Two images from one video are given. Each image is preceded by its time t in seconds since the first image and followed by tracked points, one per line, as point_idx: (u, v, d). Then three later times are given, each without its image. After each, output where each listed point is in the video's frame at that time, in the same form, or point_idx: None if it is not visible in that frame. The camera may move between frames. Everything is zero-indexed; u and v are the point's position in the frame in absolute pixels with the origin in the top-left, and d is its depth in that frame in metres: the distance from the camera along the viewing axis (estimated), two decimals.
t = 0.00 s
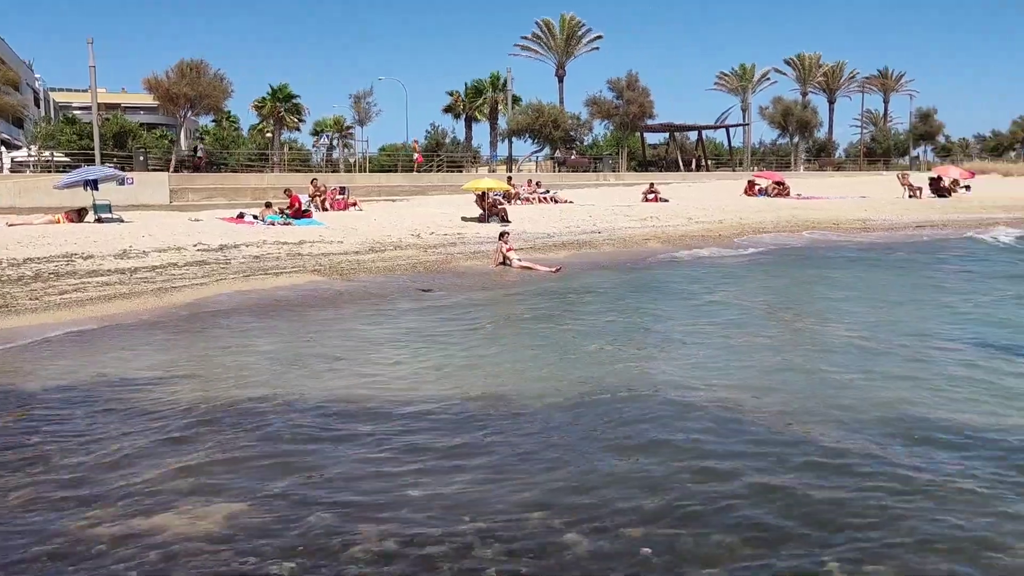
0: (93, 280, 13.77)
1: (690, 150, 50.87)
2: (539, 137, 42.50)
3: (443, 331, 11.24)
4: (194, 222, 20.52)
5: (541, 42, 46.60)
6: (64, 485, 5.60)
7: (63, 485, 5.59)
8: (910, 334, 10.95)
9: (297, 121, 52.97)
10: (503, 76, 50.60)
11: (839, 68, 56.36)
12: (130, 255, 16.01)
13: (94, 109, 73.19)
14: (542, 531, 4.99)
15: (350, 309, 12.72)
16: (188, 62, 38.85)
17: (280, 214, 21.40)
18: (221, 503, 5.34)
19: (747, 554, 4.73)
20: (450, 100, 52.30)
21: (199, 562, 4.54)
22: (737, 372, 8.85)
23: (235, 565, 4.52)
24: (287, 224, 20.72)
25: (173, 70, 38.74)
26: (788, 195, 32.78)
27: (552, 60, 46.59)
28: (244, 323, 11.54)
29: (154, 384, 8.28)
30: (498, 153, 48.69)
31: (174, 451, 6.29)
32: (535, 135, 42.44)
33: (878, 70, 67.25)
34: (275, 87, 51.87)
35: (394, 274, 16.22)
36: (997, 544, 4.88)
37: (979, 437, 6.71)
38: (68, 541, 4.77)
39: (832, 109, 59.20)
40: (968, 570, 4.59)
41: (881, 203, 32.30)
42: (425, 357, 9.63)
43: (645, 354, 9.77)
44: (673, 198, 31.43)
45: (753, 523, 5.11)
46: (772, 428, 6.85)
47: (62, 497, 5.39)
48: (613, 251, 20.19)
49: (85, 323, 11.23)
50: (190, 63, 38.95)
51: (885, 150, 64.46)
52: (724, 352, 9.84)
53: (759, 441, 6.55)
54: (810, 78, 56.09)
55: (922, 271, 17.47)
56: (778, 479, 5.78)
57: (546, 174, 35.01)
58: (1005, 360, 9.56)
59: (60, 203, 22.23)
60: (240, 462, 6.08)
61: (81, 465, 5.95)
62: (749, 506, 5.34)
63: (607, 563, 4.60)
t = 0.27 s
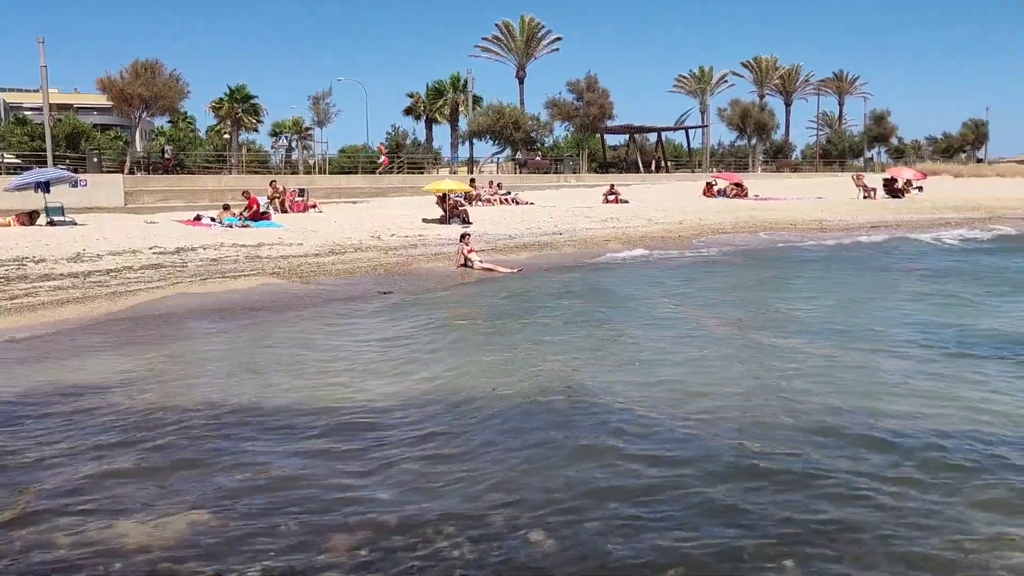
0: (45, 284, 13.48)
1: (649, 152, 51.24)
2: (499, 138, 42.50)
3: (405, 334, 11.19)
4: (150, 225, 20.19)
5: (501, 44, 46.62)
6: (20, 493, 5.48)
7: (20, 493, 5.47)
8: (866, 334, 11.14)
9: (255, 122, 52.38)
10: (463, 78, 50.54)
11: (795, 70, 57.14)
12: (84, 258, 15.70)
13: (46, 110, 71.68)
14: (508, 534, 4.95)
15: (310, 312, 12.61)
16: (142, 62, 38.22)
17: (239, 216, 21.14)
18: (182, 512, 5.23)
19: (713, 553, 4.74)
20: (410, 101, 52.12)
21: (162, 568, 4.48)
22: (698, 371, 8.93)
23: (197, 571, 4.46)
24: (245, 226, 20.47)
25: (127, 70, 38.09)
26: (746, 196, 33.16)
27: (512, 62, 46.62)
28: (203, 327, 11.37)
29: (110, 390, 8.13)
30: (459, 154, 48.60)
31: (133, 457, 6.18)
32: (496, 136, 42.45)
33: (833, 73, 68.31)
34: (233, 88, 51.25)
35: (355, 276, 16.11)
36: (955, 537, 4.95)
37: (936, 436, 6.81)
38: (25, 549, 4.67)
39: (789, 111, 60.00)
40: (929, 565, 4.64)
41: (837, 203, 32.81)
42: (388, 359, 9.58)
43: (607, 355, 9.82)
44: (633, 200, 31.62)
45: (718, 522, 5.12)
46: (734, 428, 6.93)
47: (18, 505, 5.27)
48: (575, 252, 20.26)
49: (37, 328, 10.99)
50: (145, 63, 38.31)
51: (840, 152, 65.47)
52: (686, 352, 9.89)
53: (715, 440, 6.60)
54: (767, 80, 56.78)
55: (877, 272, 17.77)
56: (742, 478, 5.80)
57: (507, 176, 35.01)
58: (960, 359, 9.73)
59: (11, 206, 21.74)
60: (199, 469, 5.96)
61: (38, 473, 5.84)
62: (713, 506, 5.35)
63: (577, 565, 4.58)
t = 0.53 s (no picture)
0: None
1: (609, 154, 51.51)
2: (460, 140, 42.43)
3: (366, 336, 11.12)
4: (104, 227, 19.83)
5: (461, 46, 46.55)
6: None
7: None
8: (822, 333, 11.31)
9: (212, 123, 51.71)
10: (423, 79, 50.40)
11: (752, 73, 57.85)
12: (36, 262, 15.37)
13: None
14: (472, 539, 4.90)
15: (269, 315, 12.48)
16: (95, 62, 37.50)
17: (195, 219, 20.83)
18: (138, 522, 5.09)
19: (679, 554, 4.73)
20: (370, 103, 51.85)
21: None
22: (659, 371, 9.00)
23: None
24: (202, 229, 20.19)
25: (79, 71, 37.35)
26: (705, 198, 33.47)
27: (472, 64, 46.57)
28: (160, 332, 11.19)
29: (65, 396, 7.97)
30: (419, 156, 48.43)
31: (90, 463, 6.07)
32: (456, 138, 42.39)
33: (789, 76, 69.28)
34: (189, 89, 50.53)
35: (315, 279, 15.96)
36: (915, 534, 5.00)
37: (894, 434, 6.90)
38: None
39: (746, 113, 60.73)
40: (881, 557, 4.74)
41: (794, 205, 33.25)
42: (349, 362, 9.51)
43: (569, 356, 9.85)
44: (594, 202, 31.76)
45: (677, 518, 5.18)
46: (695, 426, 6.99)
47: None
48: (536, 254, 20.29)
49: None
50: (97, 63, 37.59)
51: (796, 154, 66.41)
52: (645, 352, 9.97)
53: (677, 438, 6.66)
54: (724, 83, 57.41)
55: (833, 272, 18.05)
56: (700, 475, 5.86)
57: (467, 178, 34.96)
58: (916, 358, 9.88)
59: None
60: (156, 477, 5.82)
61: None
62: (678, 507, 5.34)
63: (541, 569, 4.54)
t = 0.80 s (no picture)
0: None
1: (571, 156, 51.67)
2: (422, 142, 42.27)
3: (328, 339, 10.99)
4: (58, 230, 19.41)
5: (423, 48, 46.39)
6: None
7: None
8: (782, 334, 11.41)
9: (170, 124, 50.96)
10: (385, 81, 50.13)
11: (712, 77, 58.41)
12: None
13: None
14: (429, 543, 4.83)
15: (229, 319, 12.29)
16: (48, 62, 36.72)
17: (152, 222, 20.48)
18: (85, 529, 4.95)
19: (637, 554, 4.71)
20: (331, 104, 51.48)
21: None
22: (622, 373, 9.01)
23: None
24: (160, 232, 19.84)
25: (32, 70, 36.55)
26: (667, 201, 33.69)
27: (434, 66, 46.42)
28: (117, 336, 10.96)
29: (17, 402, 7.77)
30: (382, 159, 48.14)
31: (42, 470, 5.92)
32: (419, 140, 42.22)
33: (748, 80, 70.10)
34: (146, 89, 49.72)
35: (276, 282, 15.77)
36: (872, 531, 5.03)
37: (853, 432, 6.97)
38: None
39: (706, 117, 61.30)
40: (843, 553, 4.77)
41: (754, 207, 33.59)
42: (311, 366, 9.39)
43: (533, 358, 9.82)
44: (556, 204, 31.81)
45: (641, 519, 5.17)
46: (658, 427, 7.00)
47: None
48: (499, 256, 20.25)
49: None
50: (50, 63, 36.82)
51: (756, 157, 67.18)
52: (608, 355, 9.98)
53: (639, 440, 6.67)
54: (685, 86, 57.89)
55: (793, 274, 18.26)
56: (662, 476, 5.87)
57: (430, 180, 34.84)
58: (873, 357, 10.00)
59: None
60: (105, 484, 5.67)
61: None
62: (637, 508, 5.32)
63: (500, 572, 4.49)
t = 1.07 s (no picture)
0: None
1: (535, 159, 51.82)
2: (386, 145, 42.14)
3: (292, 342, 10.94)
4: (14, 233, 19.05)
5: (386, 50, 46.24)
6: None
7: None
8: (743, 335, 11.58)
9: (128, 125, 50.20)
10: (348, 83, 49.89)
11: (675, 81, 58.96)
12: None
13: None
14: (401, 545, 4.86)
15: (191, 322, 12.16)
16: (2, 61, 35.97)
17: (111, 224, 20.18)
18: (52, 534, 4.90)
19: (606, 553, 4.78)
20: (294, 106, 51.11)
21: None
22: (589, 375, 9.08)
23: None
24: (119, 235, 19.55)
25: None
26: (631, 203, 33.97)
27: (398, 68, 46.28)
28: (76, 341, 10.79)
29: None
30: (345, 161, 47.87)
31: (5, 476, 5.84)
32: (383, 142, 42.08)
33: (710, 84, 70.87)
34: (104, 90, 48.93)
35: (239, 285, 15.63)
36: (834, 528, 5.15)
37: (813, 432, 7.12)
38: None
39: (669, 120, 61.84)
40: (807, 550, 4.89)
41: (716, 210, 33.98)
42: (276, 368, 9.34)
43: (499, 359, 9.86)
44: (521, 206, 31.89)
45: (608, 518, 5.25)
46: (622, 428, 7.09)
47: None
48: (464, 259, 20.27)
49: None
50: (5, 62, 36.08)
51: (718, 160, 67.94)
52: (574, 356, 10.05)
53: (605, 441, 6.75)
54: (648, 90, 58.36)
55: (755, 275, 18.52)
56: (628, 476, 5.95)
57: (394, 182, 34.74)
58: (833, 358, 10.16)
59: None
60: (70, 491, 5.57)
61: None
62: (605, 508, 5.39)
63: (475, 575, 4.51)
